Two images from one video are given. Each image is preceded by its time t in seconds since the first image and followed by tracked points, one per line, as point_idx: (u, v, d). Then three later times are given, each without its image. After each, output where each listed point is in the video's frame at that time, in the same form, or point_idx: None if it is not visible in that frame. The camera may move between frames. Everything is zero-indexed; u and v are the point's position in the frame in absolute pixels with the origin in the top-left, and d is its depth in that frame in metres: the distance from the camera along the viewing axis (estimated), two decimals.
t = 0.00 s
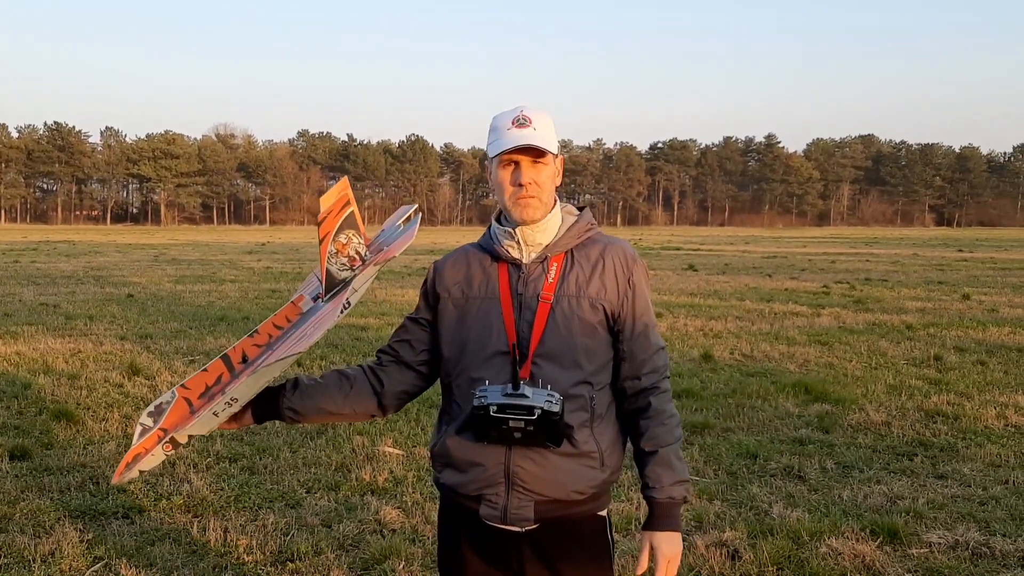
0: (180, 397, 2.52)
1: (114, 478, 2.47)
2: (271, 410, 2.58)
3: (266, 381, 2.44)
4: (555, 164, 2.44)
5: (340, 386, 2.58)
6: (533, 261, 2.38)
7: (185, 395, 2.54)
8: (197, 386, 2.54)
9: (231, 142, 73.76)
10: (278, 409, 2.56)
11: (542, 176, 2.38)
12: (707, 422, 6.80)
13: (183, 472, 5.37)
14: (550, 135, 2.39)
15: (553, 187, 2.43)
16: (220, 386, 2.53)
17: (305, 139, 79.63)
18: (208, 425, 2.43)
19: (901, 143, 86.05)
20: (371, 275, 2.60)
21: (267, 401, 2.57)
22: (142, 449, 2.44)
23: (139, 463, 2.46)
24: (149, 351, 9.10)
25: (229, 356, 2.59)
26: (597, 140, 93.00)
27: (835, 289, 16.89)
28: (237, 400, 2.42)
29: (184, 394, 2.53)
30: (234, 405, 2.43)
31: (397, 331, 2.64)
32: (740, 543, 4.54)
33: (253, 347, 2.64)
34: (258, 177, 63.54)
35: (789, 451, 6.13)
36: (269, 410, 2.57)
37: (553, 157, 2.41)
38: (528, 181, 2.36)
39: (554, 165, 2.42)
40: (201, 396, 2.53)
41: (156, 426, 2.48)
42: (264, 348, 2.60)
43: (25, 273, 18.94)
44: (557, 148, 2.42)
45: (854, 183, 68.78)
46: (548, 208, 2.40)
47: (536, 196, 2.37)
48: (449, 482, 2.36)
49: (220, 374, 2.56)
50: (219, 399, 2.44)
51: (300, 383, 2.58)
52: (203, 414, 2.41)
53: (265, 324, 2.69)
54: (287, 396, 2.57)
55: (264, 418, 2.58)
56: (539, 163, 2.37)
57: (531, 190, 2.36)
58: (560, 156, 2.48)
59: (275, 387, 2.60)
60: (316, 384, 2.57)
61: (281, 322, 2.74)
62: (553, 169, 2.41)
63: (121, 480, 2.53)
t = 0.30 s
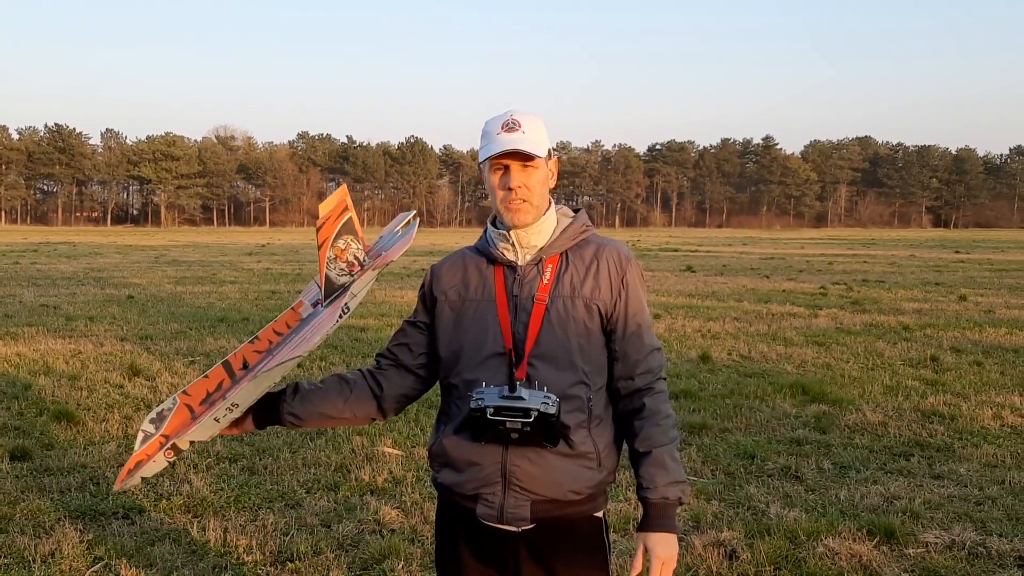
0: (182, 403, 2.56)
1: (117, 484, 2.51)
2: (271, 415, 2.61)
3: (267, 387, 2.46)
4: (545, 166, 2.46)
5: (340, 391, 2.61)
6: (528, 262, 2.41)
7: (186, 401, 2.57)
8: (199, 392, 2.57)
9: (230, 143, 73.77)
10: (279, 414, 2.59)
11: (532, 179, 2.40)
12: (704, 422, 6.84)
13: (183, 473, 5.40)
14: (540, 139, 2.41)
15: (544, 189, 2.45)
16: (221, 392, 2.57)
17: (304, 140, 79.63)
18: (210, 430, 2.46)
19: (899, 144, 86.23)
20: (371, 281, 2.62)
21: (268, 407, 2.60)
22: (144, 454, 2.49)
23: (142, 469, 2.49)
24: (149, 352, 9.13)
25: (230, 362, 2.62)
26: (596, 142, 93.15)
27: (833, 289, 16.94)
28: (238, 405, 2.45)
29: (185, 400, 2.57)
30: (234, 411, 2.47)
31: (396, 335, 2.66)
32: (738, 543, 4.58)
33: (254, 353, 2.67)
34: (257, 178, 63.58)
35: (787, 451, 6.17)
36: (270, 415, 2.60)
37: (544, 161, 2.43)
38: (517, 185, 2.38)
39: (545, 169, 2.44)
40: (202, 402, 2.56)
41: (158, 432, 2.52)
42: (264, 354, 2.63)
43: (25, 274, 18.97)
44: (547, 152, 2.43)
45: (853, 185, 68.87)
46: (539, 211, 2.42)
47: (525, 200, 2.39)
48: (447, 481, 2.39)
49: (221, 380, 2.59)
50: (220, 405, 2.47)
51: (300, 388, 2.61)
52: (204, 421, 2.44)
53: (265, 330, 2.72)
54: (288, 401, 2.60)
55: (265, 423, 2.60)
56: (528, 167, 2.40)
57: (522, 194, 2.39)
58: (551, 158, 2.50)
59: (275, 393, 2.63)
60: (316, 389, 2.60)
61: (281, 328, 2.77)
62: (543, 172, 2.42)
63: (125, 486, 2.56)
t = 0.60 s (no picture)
0: (184, 411, 2.55)
1: (125, 494, 2.50)
2: (274, 421, 2.59)
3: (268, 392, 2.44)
4: (515, 177, 2.35)
5: (340, 394, 2.59)
6: (526, 265, 2.40)
7: (189, 409, 2.56)
8: (200, 400, 2.56)
9: (230, 143, 73.79)
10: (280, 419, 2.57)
11: (492, 193, 2.35)
12: (705, 423, 6.82)
13: (182, 474, 5.38)
14: (496, 152, 2.35)
15: (516, 200, 2.36)
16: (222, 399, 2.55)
17: (304, 141, 79.62)
18: (212, 438, 2.43)
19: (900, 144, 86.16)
20: (364, 281, 2.61)
21: (269, 412, 2.59)
22: (149, 465, 2.47)
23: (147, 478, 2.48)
24: (149, 353, 9.12)
25: (230, 369, 2.61)
26: (596, 142, 93.23)
27: (834, 290, 16.92)
28: (239, 412, 2.43)
29: (187, 409, 2.56)
30: (236, 417, 2.45)
31: (396, 337, 2.65)
32: (738, 544, 4.56)
33: (253, 359, 2.65)
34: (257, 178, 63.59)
35: (787, 453, 6.15)
36: (272, 421, 2.59)
37: (507, 172, 2.34)
38: (478, 201, 2.37)
39: (512, 179, 2.35)
40: (204, 410, 2.55)
41: (162, 441, 2.50)
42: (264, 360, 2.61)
43: (24, 275, 18.96)
44: (510, 162, 2.34)
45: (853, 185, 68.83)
46: (504, 224, 2.36)
47: (487, 215, 2.37)
48: (439, 482, 2.39)
49: (222, 387, 2.58)
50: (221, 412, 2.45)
51: (300, 393, 2.60)
52: (206, 429, 2.43)
53: (264, 334, 2.71)
54: (289, 406, 2.58)
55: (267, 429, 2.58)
56: (489, 182, 2.34)
57: (483, 211, 2.37)
58: (527, 165, 2.36)
59: (276, 398, 2.61)
60: (317, 393, 2.59)
61: (279, 333, 2.76)
62: (506, 184, 2.35)
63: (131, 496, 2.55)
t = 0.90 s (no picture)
0: (185, 415, 2.52)
1: (130, 501, 2.47)
2: (276, 422, 2.56)
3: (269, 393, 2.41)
4: (505, 179, 2.32)
5: (341, 395, 2.56)
6: (527, 266, 2.38)
7: (190, 413, 2.53)
8: (202, 404, 2.53)
9: (230, 143, 73.74)
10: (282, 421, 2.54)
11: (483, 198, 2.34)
12: (706, 424, 6.80)
13: (181, 475, 5.36)
14: (485, 155, 2.33)
15: (508, 202, 2.33)
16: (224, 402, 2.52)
17: (304, 141, 79.57)
18: (214, 441, 2.40)
19: (901, 144, 86.00)
20: (359, 279, 2.58)
21: (270, 413, 2.55)
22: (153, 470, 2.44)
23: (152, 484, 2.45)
24: (149, 353, 9.09)
25: (230, 371, 2.58)
26: (596, 142, 93.24)
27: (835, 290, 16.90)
28: (241, 414, 2.40)
29: (189, 413, 2.52)
30: (238, 419, 2.42)
31: (397, 337, 2.62)
32: (740, 545, 4.53)
33: (253, 360, 2.62)
34: (257, 178, 63.55)
35: (789, 453, 6.12)
36: (274, 422, 2.56)
37: (497, 174, 2.31)
38: (472, 205, 2.38)
39: (503, 182, 2.32)
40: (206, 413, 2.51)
41: (164, 446, 2.47)
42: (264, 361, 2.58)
43: (24, 274, 18.93)
44: (498, 165, 2.31)
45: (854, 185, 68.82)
46: (498, 227, 2.34)
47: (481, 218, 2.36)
48: (438, 483, 2.36)
49: (223, 391, 2.56)
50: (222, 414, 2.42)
51: (302, 393, 2.57)
52: (208, 432, 2.39)
53: (263, 335, 2.68)
54: (290, 408, 2.55)
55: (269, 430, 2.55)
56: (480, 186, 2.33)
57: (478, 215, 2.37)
58: (518, 166, 2.32)
59: (277, 400, 2.58)
60: (319, 393, 2.56)
61: (278, 334, 2.72)
62: (497, 187, 2.32)
63: (137, 502, 2.52)
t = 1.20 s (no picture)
0: (185, 410, 2.55)
1: (128, 494, 2.51)
2: (275, 418, 2.59)
3: (267, 390, 2.45)
4: (536, 168, 2.38)
5: (340, 393, 2.59)
6: (527, 265, 2.40)
7: (190, 409, 2.56)
8: (201, 399, 2.56)
9: (232, 143, 73.82)
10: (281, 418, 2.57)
11: (518, 182, 2.36)
12: (705, 423, 6.82)
13: (183, 473, 5.39)
14: (524, 139, 2.36)
15: (535, 191, 2.39)
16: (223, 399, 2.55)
17: (305, 141, 79.61)
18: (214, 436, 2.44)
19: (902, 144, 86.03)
20: (360, 280, 2.62)
21: (269, 410, 2.59)
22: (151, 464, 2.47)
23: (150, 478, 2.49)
24: (150, 353, 9.12)
25: (230, 367, 2.60)
26: (597, 143, 93.29)
27: (835, 290, 16.92)
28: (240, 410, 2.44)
29: (188, 408, 2.55)
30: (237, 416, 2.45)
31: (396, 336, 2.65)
32: (740, 544, 4.56)
33: (253, 357, 2.65)
34: (258, 178, 63.63)
35: (789, 452, 6.14)
36: (272, 419, 2.59)
37: (533, 161, 2.38)
38: (501, 189, 2.36)
39: (536, 170, 2.38)
40: (206, 409, 2.55)
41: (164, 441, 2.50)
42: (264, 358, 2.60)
43: (26, 274, 18.99)
44: (536, 152, 2.38)
45: (855, 185, 68.81)
46: (528, 214, 2.37)
47: (512, 203, 2.36)
48: (439, 482, 2.39)
49: (222, 387, 2.57)
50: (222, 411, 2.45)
51: (301, 391, 2.59)
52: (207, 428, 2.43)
53: (263, 333, 2.70)
54: (288, 405, 2.58)
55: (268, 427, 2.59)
56: (517, 169, 2.35)
57: (507, 199, 2.36)
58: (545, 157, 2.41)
59: (276, 397, 2.61)
60: (318, 391, 2.59)
61: (278, 330, 2.74)
62: (531, 173, 2.37)
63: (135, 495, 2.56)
